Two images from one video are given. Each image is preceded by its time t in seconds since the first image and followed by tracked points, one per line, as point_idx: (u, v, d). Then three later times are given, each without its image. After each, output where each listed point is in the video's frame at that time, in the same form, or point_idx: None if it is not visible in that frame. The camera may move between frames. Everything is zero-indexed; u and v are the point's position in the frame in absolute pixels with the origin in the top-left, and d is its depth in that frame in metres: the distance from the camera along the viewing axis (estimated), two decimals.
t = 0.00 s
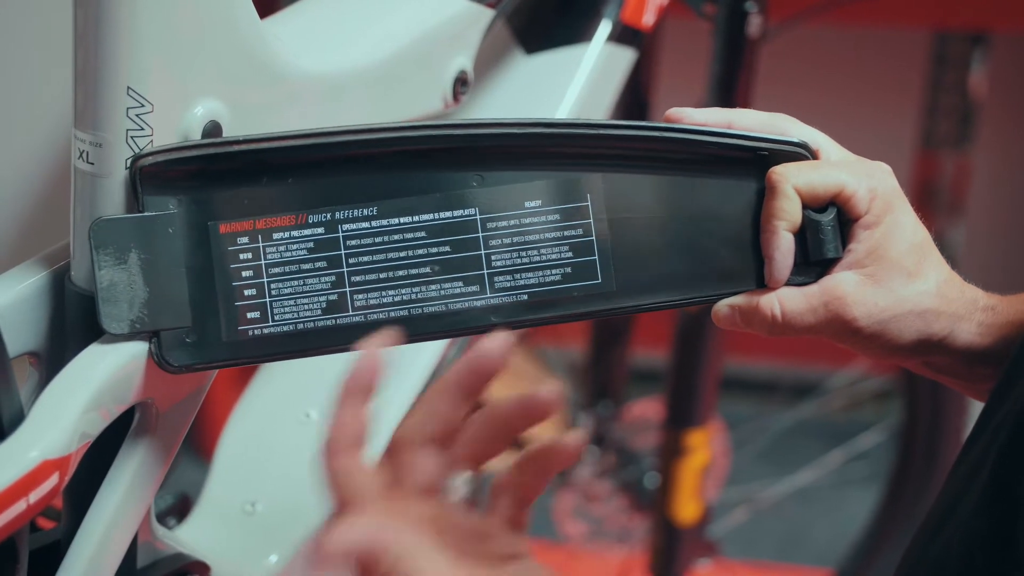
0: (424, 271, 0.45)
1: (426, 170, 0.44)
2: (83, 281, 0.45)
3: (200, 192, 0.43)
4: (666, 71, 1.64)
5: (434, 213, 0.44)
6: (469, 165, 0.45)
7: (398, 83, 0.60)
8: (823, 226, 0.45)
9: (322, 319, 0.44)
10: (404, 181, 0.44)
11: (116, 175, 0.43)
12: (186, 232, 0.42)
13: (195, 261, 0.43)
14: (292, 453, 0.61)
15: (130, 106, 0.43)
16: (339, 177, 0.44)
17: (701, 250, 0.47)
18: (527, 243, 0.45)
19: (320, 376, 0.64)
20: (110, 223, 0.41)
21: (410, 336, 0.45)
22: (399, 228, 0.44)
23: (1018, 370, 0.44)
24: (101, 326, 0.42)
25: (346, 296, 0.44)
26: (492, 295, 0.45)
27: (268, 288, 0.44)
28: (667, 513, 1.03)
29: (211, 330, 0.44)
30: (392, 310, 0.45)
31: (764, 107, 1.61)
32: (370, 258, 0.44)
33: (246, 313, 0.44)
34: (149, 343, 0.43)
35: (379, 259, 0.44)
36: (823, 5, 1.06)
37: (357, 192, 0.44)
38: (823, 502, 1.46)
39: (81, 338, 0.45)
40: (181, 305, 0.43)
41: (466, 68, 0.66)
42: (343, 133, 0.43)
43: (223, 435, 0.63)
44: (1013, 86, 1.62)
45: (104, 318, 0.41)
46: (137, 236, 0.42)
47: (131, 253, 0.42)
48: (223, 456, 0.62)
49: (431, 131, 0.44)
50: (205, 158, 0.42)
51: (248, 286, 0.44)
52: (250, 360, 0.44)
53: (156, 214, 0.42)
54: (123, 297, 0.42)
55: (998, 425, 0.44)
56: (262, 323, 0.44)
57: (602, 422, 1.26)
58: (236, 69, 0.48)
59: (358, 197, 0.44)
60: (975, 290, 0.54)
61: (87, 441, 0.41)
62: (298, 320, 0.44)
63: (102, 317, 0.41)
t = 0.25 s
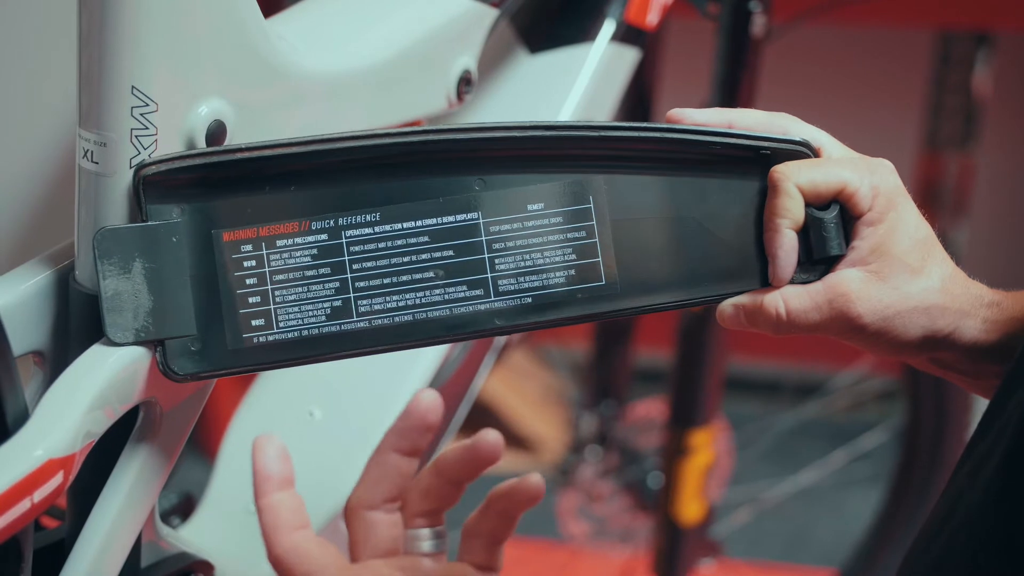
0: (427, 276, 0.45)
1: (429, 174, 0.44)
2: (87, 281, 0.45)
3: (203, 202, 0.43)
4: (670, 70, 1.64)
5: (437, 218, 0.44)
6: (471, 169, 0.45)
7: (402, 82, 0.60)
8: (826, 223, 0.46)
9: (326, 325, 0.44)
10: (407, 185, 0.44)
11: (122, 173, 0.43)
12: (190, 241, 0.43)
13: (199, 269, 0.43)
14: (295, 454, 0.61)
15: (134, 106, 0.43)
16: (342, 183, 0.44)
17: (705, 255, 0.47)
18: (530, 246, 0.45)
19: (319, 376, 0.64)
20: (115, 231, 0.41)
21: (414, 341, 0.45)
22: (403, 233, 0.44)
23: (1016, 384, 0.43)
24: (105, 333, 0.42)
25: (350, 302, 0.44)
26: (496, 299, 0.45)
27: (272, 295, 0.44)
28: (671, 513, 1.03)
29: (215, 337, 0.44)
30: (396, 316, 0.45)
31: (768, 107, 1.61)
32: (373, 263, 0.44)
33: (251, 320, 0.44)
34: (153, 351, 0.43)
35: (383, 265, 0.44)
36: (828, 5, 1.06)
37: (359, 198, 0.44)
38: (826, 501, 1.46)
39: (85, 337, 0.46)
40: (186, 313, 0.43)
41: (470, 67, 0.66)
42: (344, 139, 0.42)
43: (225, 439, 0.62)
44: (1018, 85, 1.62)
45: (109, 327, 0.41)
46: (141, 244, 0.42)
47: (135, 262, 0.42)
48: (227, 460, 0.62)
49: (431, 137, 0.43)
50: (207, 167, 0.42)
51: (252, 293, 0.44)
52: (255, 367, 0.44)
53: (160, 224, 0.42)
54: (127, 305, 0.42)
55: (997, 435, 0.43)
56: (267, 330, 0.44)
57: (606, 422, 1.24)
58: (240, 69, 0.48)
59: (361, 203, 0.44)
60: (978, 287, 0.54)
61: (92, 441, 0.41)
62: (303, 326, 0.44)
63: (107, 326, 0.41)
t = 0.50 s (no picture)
0: (428, 276, 0.45)
1: (430, 173, 0.44)
2: (89, 282, 0.45)
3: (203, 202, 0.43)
4: (673, 70, 1.64)
5: (438, 218, 0.44)
6: (472, 168, 0.45)
7: (406, 82, 0.61)
8: (827, 222, 0.46)
9: (327, 325, 0.44)
10: (407, 185, 0.44)
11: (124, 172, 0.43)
12: (190, 241, 0.43)
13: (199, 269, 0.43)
14: (297, 453, 0.61)
15: (136, 105, 0.43)
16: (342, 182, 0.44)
17: (706, 254, 0.47)
18: (531, 246, 0.45)
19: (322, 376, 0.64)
20: (115, 232, 0.41)
21: (415, 341, 0.45)
22: (403, 233, 0.44)
23: (1020, 386, 0.43)
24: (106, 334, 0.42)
25: (351, 302, 0.44)
26: (497, 299, 0.45)
27: (273, 296, 0.44)
28: (673, 512, 1.03)
29: (216, 338, 0.44)
30: (397, 315, 0.45)
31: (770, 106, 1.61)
32: (374, 263, 0.44)
33: (251, 321, 0.44)
34: (154, 352, 0.43)
35: (383, 265, 0.44)
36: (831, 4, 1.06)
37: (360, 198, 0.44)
38: (829, 501, 1.46)
39: (88, 337, 0.46)
40: (186, 314, 0.43)
41: (473, 67, 0.67)
42: (345, 139, 0.42)
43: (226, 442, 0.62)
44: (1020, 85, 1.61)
45: (110, 327, 0.42)
46: (142, 245, 0.42)
47: (136, 263, 0.42)
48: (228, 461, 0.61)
49: (432, 136, 0.43)
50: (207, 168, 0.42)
51: (253, 293, 0.44)
52: (256, 367, 0.44)
53: (160, 224, 0.42)
54: (129, 306, 0.42)
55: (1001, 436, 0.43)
56: (268, 330, 0.44)
57: (608, 422, 1.25)
58: (242, 68, 0.48)
59: (361, 203, 0.44)
60: (981, 285, 0.54)
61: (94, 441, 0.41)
62: (304, 326, 0.44)
63: (107, 327, 0.41)
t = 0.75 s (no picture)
0: (430, 274, 0.45)
1: (433, 172, 0.44)
2: (90, 282, 0.45)
3: (205, 200, 0.43)
4: (674, 69, 1.64)
5: (440, 216, 0.44)
6: (475, 167, 0.45)
7: (406, 82, 0.61)
8: (831, 223, 0.45)
9: (328, 324, 0.44)
10: (409, 183, 0.44)
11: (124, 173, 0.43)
12: (192, 239, 0.43)
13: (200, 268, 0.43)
14: (298, 453, 0.61)
15: (136, 105, 0.43)
16: (344, 180, 0.44)
17: (708, 254, 0.47)
18: (534, 245, 0.45)
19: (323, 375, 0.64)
20: (117, 230, 0.41)
21: (416, 339, 0.45)
22: (406, 232, 0.44)
23: None
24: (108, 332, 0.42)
25: (353, 300, 0.44)
26: (499, 297, 0.45)
27: (275, 294, 0.44)
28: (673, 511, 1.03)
29: (219, 335, 0.44)
30: (399, 313, 0.45)
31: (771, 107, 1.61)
32: (376, 261, 0.44)
33: (254, 319, 0.44)
34: (156, 350, 0.43)
35: (386, 263, 0.44)
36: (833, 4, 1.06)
37: (362, 196, 0.44)
38: (829, 501, 1.46)
39: (88, 337, 0.45)
40: (188, 312, 0.43)
41: (474, 67, 0.67)
42: (347, 137, 0.42)
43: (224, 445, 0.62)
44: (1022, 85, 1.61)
45: (112, 326, 0.41)
46: (144, 243, 0.42)
47: (138, 261, 0.42)
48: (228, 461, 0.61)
49: (435, 135, 0.43)
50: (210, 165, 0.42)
51: (255, 291, 0.44)
52: (258, 365, 0.44)
53: (161, 222, 0.42)
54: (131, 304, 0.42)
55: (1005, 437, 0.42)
56: (270, 328, 0.44)
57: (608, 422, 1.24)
58: (242, 68, 0.48)
59: (363, 201, 0.44)
60: (985, 285, 0.54)
61: (94, 440, 0.41)
62: (305, 325, 0.44)
63: (110, 325, 0.41)
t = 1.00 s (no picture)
0: (437, 274, 0.45)
1: (440, 172, 0.44)
2: (95, 283, 0.45)
3: (212, 200, 0.43)
4: (675, 71, 1.64)
5: (448, 216, 0.44)
6: (482, 167, 0.45)
7: (408, 84, 0.60)
8: (837, 224, 0.45)
9: (336, 323, 0.44)
10: (417, 183, 0.44)
11: (128, 175, 0.43)
12: (201, 238, 0.43)
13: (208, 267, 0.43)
14: (303, 454, 0.61)
15: (140, 108, 0.43)
16: (352, 180, 0.44)
17: (714, 255, 0.47)
18: (542, 245, 0.45)
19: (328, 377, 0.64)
20: (127, 229, 0.41)
21: (424, 339, 0.45)
22: (413, 232, 0.44)
23: None
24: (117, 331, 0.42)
25: (361, 300, 0.44)
26: (506, 298, 0.45)
27: (283, 293, 0.44)
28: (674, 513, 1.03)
29: (227, 335, 0.44)
30: (406, 313, 0.45)
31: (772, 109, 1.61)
32: (384, 261, 0.44)
33: (262, 318, 0.44)
34: (165, 349, 0.43)
35: (393, 263, 0.44)
36: (834, 7, 1.06)
37: (370, 196, 0.44)
38: (832, 503, 1.46)
39: (92, 339, 0.45)
40: (195, 312, 0.43)
41: (475, 70, 0.67)
42: (355, 138, 0.42)
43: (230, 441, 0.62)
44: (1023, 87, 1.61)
45: (121, 324, 0.42)
46: (153, 243, 0.42)
47: (147, 260, 0.42)
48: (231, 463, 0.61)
49: (443, 135, 0.43)
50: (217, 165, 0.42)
51: (263, 290, 0.44)
52: (265, 364, 0.44)
53: (171, 221, 0.42)
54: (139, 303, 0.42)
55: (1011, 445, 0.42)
56: (278, 328, 0.44)
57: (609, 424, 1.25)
58: (246, 70, 0.48)
59: (371, 201, 0.44)
60: (993, 288, 0.54)
61: (97, 442, 0.41)
62: (313, 324, 0.44)
63: (118, 323, 0.41)
